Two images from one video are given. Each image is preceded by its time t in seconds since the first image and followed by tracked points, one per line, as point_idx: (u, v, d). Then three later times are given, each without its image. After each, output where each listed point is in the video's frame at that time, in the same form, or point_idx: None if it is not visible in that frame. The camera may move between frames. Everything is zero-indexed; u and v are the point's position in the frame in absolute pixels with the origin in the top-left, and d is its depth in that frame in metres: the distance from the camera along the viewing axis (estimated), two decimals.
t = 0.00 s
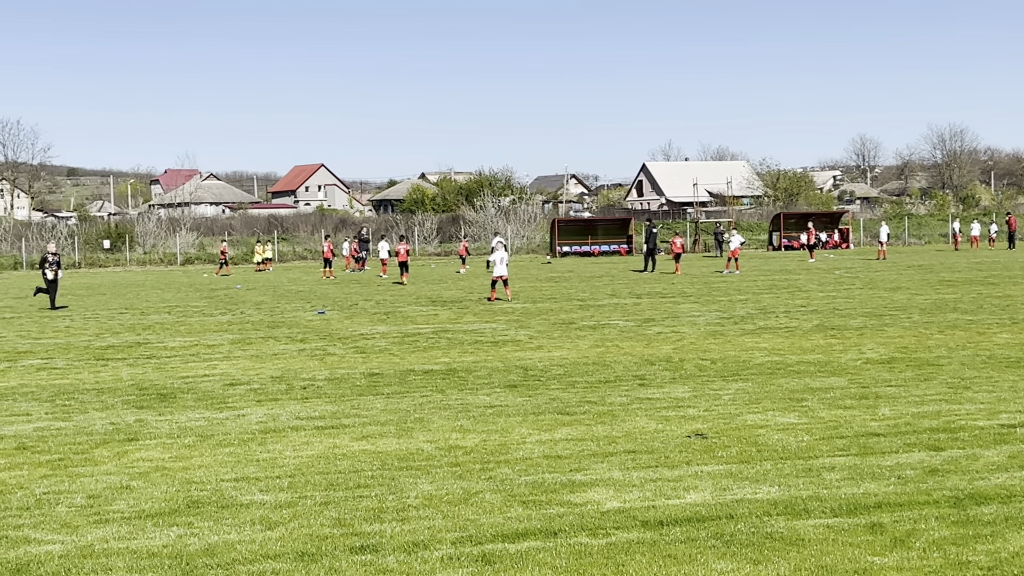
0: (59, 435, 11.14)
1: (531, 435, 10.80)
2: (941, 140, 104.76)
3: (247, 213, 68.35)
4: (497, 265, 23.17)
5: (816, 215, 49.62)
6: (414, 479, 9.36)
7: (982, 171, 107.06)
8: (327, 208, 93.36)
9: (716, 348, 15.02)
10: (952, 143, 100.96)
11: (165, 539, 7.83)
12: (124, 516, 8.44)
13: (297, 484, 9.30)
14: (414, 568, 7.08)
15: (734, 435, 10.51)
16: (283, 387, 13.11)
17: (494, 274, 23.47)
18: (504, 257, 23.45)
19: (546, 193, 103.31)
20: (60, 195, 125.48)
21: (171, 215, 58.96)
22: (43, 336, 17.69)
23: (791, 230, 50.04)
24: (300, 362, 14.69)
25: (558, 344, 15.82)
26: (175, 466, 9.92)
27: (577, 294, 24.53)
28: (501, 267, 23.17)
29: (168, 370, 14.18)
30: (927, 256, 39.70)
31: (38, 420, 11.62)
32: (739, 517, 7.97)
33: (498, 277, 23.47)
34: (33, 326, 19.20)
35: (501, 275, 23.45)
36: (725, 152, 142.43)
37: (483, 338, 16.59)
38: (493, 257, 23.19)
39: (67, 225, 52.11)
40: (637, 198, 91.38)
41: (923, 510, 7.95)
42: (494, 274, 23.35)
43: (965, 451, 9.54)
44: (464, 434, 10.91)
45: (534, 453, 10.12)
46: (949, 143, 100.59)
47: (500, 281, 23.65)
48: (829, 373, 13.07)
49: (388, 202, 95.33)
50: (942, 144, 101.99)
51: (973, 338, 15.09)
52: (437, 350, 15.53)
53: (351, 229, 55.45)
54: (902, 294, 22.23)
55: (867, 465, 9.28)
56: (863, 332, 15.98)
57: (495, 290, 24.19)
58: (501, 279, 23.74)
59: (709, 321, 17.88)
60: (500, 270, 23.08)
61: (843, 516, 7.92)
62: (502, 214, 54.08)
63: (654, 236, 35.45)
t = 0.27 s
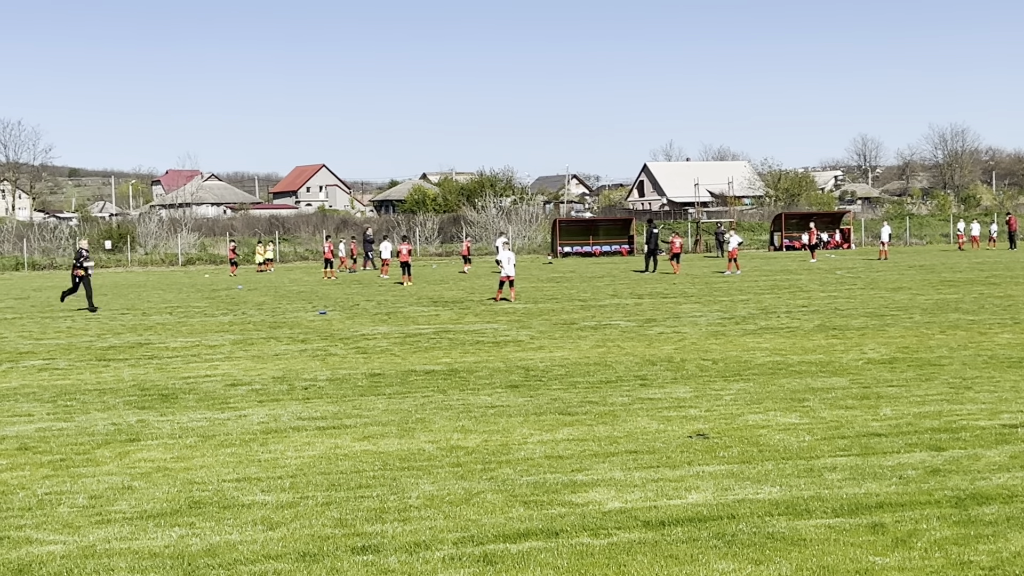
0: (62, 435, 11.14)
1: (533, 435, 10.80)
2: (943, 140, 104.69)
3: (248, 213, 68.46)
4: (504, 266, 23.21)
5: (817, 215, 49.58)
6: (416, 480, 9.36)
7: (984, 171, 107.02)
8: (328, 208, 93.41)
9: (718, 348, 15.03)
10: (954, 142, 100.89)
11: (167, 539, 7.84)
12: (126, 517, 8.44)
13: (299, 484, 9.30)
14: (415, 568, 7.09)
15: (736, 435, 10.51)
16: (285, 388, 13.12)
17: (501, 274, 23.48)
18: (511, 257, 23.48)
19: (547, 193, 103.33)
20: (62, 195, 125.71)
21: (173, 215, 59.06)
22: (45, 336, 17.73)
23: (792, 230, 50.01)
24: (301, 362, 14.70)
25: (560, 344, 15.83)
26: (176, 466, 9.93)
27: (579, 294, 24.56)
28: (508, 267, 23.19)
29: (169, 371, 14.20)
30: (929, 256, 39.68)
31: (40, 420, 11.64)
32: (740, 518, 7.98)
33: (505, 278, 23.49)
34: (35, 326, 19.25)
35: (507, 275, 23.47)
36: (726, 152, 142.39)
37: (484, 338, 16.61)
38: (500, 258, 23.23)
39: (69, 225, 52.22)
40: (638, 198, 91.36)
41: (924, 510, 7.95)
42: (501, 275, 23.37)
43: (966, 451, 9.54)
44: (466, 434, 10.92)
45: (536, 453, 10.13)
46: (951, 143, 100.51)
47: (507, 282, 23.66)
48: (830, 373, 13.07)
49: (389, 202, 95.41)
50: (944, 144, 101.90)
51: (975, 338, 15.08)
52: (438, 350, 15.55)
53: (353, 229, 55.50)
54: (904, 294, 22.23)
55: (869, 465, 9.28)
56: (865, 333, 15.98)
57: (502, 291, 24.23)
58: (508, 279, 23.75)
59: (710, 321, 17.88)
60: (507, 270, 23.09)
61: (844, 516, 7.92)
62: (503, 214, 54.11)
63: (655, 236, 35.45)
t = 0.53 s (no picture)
0: (63, 435, 11.15)
1: (534, 435, 10.80)
2: (944, 140, 104.66)
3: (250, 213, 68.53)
4: (508, 266, 23.21)
5: (819, 215, 49.55)
6: (418, 480, 9.36)
7: (985, 171, 107.00)
8: (329, 208, 93.42)
9: (719, 348, 15.03)
10: (955, 142, 100.84)
11: (169, 540, 7.84)
12: (128, 517, 8.44)
13: (300, 484, 9.30)
14: (417, 568, 7.08)
15: (737, 435, 10.51)
16: (286, 388, 13.12)
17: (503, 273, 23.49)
18: (513, 257, 23.46)
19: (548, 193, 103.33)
20: (64, 195, 125.82)
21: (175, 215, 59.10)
22: (47, 336, 17.75)
23: (794, 230, 50.00)
24: (303, 362, 14.70)
25: (561, 344, 15.84)
26: (178, 466, 9.94)
27: (580, 294, 24.59)
28: (512, 267, 23.17)
29: (171, 371, 14.20)
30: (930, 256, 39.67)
31: (41, 421, 11.65)
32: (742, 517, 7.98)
33: (508, 277, 23.48)
34: (37, 326, 19.27)
35: (511, 275, 23.45)
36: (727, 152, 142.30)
37: (485, 338, 16.62)
38: (504, 257, 23.21)
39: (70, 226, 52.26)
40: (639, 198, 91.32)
41: (926, 510, 7.94)
42: (504, 274, 23.37)
43: (968, 451, 9.54)
44: (467, 435, 10.92)
45: (537, 453, 10.13)
46: (952, 143, 100.46)
47: (510, 281, 23.64)
48: (832, 373, 13.07)
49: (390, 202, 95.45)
50: (945, 143, 101.83)
51: (976, 338, 15.08)
52: (439, 350, 15.56)
53: (354, 229, 55.50)
54: (905, 294, 22.22)
55: (870, 465, 9.28)
56: (866, 332, 15.98)
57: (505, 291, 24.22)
58: (510, 279, 23.74)
59: (711, 321, 17.87)
60: (510, 270, 23.07)
61: (846, 516, 7.92)
62: (505, 213, 54.09)
63: (656, 236, 35.46)
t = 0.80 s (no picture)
0: (65, 435, 11.15)
1: (536, 435, 10.80)
2: (945, 140, 104.63)
3: (251, 213, 68.54)
4: (510, 266, 23.18)
5: (820, 215, 49.55)
6: (419, 479, 9.36)
7: (986, 170, 106.95)
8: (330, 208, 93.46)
9: (720, 348, 15.03)
10: (956, 142, 100.82)
11: (170, 539, 7.84)
12: (130, 517, 8.44)
13: (302, 484, 9.31)
14: (419, 568, 7.09)
15: (739, 434, 10.51)
16: (287, 388, 13.13)
17: (505, 272, 23.50)
18: (514, 257, 23.45)
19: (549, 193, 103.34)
20: (65, 195, 125.86)
21: (176, 215, 59.12)
22: (49, 336, 17.76)
23: (795, 230, 50.00)
24: (304, 362, 14.70)
25: (562, 344, 15.84)
26: (180, 466, 9.94)
27: (581, 294, 24.61)
28: (514, 268, 23.16)
29: (172, 371, 14.21)
30: (931, 256, 39.67)
31: (43, 421, 11.65)
32: (743, 517, 7.98)
33: (509, 277, 23.47)
34: (39, 327, 19.27)
35: (513, 275, 23.44)
36: (728, 151, 142.28)
37: (487, 337, 16.62)
38: (506, 257, 23.19)
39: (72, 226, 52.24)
40: (641, 198, 91.30)
41: (928, 510, 7.94)
42: (506, 274, 23.35)
43: (969, 451, 9.54)
44: (469, 434, 10.92)
45: (539, 453, 10.13)
46: (953, 143, 100.47)
47: (512, 281, 23.62)
48: (833, 373, 13.07)
49: (391, 202, 95.48)
50: (947, 143, 101.75)
51: (978, 337, 15.07)
52: (441, 350, 15.56)
53: (355, 229, 55.51)
54: (907, 293, 22.22)
55: (872, 465, 9.28)
56: (867, 332, 15.97)
57: (506, 290, 24.26)
58: (511, 278, 23.73)
59: (713, 321, 17.87)
60: (512, 270, 23.06)
61: (848, 516, 7.92)
62: (506, 213, 54.08)
63: (658, 236, 35.46)
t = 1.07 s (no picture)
0: (66, 435, 11.14)
1: (537, 434, 10.80)
2: (947, 139, 104.60)
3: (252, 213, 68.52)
4: (511, 265, 23.17)
5: (821, 215, 49.54)
6: (421, 479, 9.36)
7: (988, 170, 106.96)
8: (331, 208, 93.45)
9: (722, 347, 15.03)
10: (958, 142, 100.80)
11: (172, 539, 7.84)
12: (132, 516, 8.44)
13: (304, 484, 9.31)
14: (421, 567, 7.08)
15: (740, 434, 10.50)
16: (289, 387, 13.13)
17: (506, 272, 23.49)
18: (516, 256, 23.45)
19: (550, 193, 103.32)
20: (66, 195, 125.80)
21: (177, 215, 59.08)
22: (50, 336, 17.74)
23: (796, 230, 49.98)
24: (305, 362, 14.69)
25: (564, 343, 15.83)
26: (181, 466, 9.93)
27: (583, 293, 24.59)
28: (515, 267, 23.15)
29: (173, 371, 14.20)
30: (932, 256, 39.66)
31: (44, 420, 11.64)
32: (745, 517, 7.97)
33: (510, 277, 23.47)
34: (40, 326, 19.26)
35: (515, 274, 23.43)
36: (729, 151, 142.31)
37: (488, 337, 16.61)
38: (507, 256, 23.17)
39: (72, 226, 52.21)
40: (642, 197, 91.28)
41: (929, 509, 7.94)
42: (508, 274, 23.35)
43: (971, 450, 9.53)
44: (470, 434, 10.92)
45: (540, 452, 10.12)
46: (955, 143, 100.43)
47: (513, 281, 23.61)
48: (834, 372, 13.07)
49: (392, 202, 95.47)
50: (948, 143, 101.73)
51: (980, 337, 15.06)
52: (443, 349, 15.55)
53: (356, 229, 55.51)
54: (909, 293, 22.20)
55: (873, 464, 9.28)
56: (869, 332, 15.96)
57: (507, 290, 24.25)
58: (512, 278, 23.73)
59: (714, 321, 17.86)
60: (513, 269, 23.05)
61: (850, 515, 7.91)
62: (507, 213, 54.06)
63: (659, 236, 35.44)
